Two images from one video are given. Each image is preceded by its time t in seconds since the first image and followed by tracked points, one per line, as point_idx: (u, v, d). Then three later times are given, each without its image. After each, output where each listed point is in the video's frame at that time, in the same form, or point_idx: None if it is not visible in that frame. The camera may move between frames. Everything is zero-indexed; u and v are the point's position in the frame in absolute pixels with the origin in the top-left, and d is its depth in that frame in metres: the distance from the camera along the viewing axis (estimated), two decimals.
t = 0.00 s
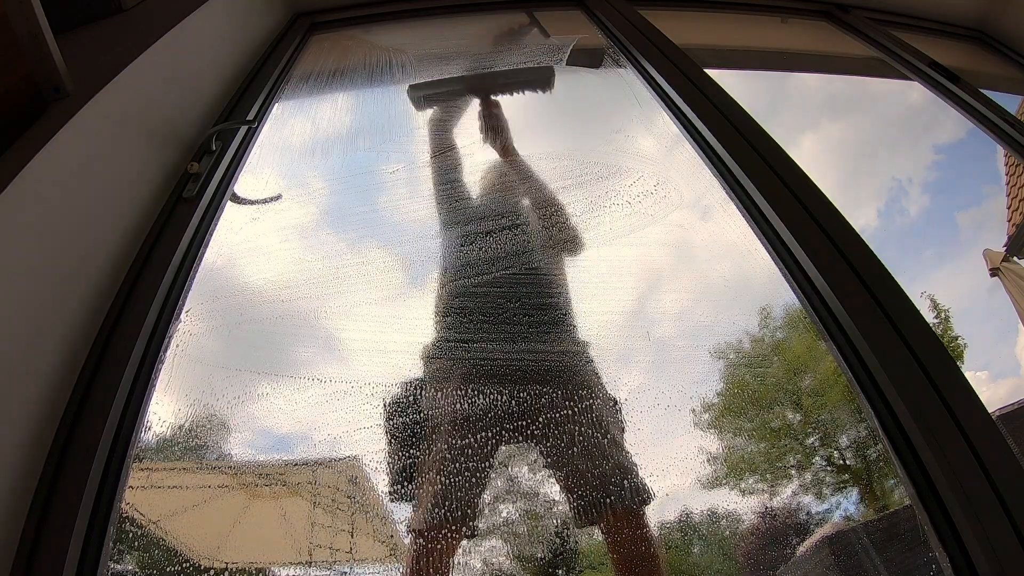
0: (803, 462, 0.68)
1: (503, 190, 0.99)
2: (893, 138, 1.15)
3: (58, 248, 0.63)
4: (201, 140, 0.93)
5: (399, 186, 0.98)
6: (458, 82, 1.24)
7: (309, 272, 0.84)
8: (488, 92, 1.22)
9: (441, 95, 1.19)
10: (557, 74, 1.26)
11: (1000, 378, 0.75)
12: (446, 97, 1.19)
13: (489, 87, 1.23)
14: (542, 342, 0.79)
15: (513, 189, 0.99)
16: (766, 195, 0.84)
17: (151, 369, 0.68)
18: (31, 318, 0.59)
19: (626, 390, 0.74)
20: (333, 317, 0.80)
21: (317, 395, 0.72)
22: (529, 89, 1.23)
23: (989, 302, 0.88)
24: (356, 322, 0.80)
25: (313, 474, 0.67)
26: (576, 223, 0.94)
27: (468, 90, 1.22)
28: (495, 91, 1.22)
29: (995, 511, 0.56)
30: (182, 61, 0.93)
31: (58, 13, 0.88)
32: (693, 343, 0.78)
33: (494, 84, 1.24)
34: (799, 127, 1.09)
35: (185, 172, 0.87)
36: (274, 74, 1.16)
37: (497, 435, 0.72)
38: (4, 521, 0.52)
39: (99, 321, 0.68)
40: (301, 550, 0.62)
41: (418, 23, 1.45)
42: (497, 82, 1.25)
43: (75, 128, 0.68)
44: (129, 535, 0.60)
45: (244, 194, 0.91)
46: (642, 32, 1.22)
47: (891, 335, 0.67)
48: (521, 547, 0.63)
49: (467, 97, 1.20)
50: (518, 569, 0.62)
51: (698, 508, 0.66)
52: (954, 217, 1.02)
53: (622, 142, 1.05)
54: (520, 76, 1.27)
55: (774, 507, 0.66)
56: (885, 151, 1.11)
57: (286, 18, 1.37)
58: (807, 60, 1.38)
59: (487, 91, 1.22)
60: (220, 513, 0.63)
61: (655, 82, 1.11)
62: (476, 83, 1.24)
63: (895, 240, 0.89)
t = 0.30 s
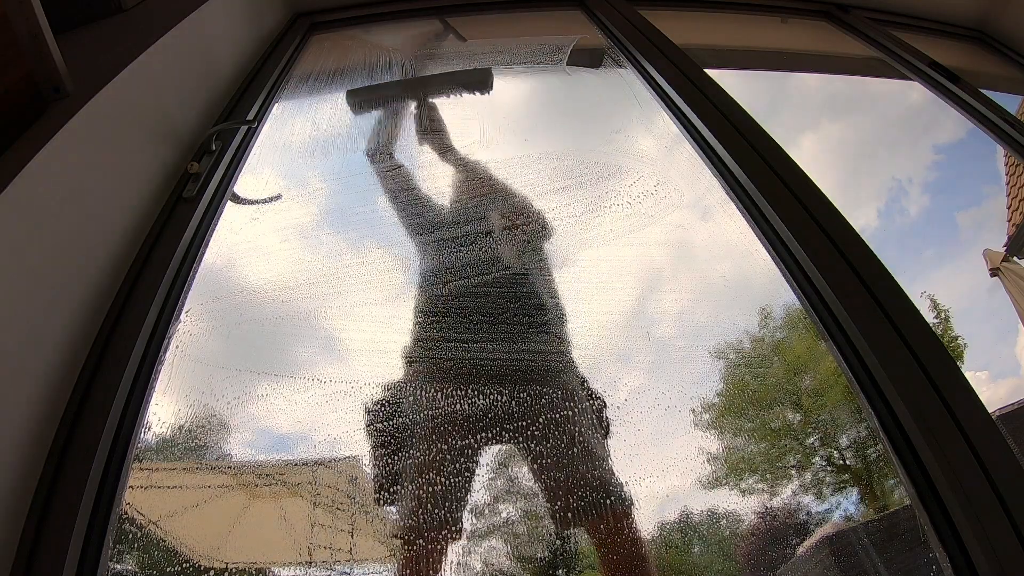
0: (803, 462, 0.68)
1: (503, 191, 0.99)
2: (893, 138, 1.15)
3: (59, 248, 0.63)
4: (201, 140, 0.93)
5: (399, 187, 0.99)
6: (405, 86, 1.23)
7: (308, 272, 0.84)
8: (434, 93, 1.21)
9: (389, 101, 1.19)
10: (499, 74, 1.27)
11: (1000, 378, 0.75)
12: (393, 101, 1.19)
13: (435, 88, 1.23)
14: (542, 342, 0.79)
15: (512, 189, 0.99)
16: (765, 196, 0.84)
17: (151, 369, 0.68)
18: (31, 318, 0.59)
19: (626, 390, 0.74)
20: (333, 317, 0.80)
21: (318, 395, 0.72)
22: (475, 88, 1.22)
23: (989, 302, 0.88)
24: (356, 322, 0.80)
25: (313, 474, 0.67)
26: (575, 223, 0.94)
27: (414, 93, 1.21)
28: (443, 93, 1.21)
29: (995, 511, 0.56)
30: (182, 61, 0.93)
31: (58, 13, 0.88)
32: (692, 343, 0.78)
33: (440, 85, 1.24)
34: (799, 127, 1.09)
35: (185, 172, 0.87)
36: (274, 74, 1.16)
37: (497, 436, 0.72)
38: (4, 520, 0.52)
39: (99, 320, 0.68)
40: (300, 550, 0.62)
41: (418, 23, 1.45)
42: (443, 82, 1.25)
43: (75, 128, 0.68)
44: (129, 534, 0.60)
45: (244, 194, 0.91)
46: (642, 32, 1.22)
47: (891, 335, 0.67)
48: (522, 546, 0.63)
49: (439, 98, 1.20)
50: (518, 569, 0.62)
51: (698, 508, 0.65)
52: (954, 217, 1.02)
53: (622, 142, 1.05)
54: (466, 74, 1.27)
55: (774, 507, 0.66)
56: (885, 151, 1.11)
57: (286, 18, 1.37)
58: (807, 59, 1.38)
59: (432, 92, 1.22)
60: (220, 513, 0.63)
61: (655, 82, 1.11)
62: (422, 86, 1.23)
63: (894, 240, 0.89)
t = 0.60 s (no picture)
0: (803, 462, 0.68)
1: (503, 191, 1.00)
2: (893, 138, 1.15)
3: (59, 248, 0.63)
4: (201, 140, 0.93)
5: (399, 188, 0.99)
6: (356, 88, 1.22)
7: (308, 272, 0.84)
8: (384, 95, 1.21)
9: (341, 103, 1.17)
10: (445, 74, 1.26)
11: (1000, 378, 0.75)
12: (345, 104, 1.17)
13: (385, 90, 1.22)
14: (541, 342, 0.80)
15: (512, 189, 1.00)
16: (765, 195, 0.84)
17: (151, 369, 0.68)
18: (31, 318, 0.59)
19: (626, 390, 0.74)
20: (333, 318, 0.80)
21: (318, 395, 0.72)
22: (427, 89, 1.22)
23: (989, 302, 0.88)
24: (356, 322, 0.80)
25: (314, 474, 0.67)
26: (575, 223, 0.94)
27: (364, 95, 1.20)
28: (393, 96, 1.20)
29: (995, 511, 0.56)
30: (181, 61, 0.93)
31: (59, 13, 0.88)
32: (693, 343, 0.78)
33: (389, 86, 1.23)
34: (799, 127, 1.09)
35: (185, 172, 0.87)
36: (274, 74, 1.16)
37: (497, 436, 0.72)
38: (4, 520, 0.52)
39: (99, 320, 0.68)
40: (301, 550, 0.62)
41: (417, 22, 1.45)
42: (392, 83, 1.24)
43: (75, 128, 0.68)
44: (129, 534, 0.60)
45: (244, 194, 0.91)
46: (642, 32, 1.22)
47: (891, 335, 0.67)
48: (521, 546, 0.63)
49: (428, 97, 1.20)
50: (518, 569, 0.62)
51: (698, 508, 0.65)
52: (954, 217, 1.02)
53: (622, 142, 1.05)
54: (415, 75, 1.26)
55: (773, 507, 0.66)
56: (885, 151, 1.11)
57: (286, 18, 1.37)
58: (807, 59, 1.38)
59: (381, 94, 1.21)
60: (220, 513, 0.63)
61: (654, 82, 1.11)
62: (372, 88, 1.22)
63: (894, 240, 0.89)
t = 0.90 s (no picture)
0: (803, 462, 0.68)
1: (503, 191, 1.00)
2: (893, 138, 1.15)
3: (59, 248, 0.63)
4: (201, 140, 0.93)
5: (399, 188, 1.00)
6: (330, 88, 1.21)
7: (308, 272, 0.84)
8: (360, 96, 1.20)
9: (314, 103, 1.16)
10: (424, 74, 1.26)
11: (1000, 378, 0.75)
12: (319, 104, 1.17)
13: (360, 91, 1.22)
14: (541, 342, 0.80)
15: (512, 189, 1.00)
16: (765, 195, 0.84)
17: (151, 369, 0.68)
18: (31, 318, 0.59)
19: (626, 391, 0.74)
20: (333, 317, 0.80)
21: (318, 395, 0.72)
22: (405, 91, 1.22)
23: (989, 302, 0.88)
24: (356, 323, 0.80)
25: (314, 474, 0.67)
26: (575, 223, 0.94)
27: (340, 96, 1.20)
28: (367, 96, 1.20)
29: (995, 512, 0.56)
30: (181, 61, 0.93)
31: (59, 13, 0.89)
32: (693, 344, 0.78)
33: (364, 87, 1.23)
34: (799, 127, 1.09)
35: (185, 172, 0.87)
36: (274, 74, 1.16)
37: (497, 436, 0.72)
38: (4, 520, 0.52)
39: (99, 321, 0.68)
40: (301, 550, 0.62)
41: (417, 22, 1.45)
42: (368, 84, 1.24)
43: (75, 128, 0.68)
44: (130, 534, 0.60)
45: (245, 194, 0.92)
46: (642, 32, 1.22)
47: (891, 335, 0.67)
48: (521, 546, 0.63)
49: (427, 96, 1.20)
50: (518, 568, 0.62)
51: (698, 507, 0.65)
52: (954, 217, 1.02)
53: (622, 143, 1.05)
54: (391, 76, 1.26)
55: (774, 507, 0.66)
56: (884, 151, 1.11)
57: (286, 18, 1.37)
58: (807, 59, 1.38)
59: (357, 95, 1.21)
60: (221, 513, 0.63)
61: (654, 81, 1.11)
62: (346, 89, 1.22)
63: (894, 240, 0.89)
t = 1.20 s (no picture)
0: (803, 462, 0.68)
1: (502, 191, 1.00)
2: (893, 138, 1.15)
3: (59, 248, 0.63)
4: (201, 140, 0.93)
5: (399, 188, 0.99)
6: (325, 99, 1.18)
7: (307, 272, 0.84)
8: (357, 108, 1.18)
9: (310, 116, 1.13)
10: (420, 75, 1.27)
11: (1000, 378, 0.75)
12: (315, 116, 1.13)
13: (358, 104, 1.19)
14: (540, 343, 0.80)
15: (512, 189, 1.00)
16: (765, 195, 0.84)
17: (151, 369, 0.67)
18: (31, 318, 0.58)
19: (625, 390, 0.74)
20: (333, 317, 0.80)
21: (318, 395, 0.72)
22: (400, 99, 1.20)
23: (989, 302, 0.88)
24: (355, 323, 0.80)
25: (314, 474, 0.67)
26: (575, 223, 0.94)
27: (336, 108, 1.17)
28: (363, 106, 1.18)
29: (995, 511, 0.56)
30: (181, 61, 0.93)
31: (59, 13, 0.88)
32: (693, 343, 0.78)
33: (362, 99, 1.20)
34: (799, 127, 1.09)
35: (185, 172, 0.87)
36: (274, 75, 1.16)
37: (497, 436, 0.72)
38: (4, 520, 0.52)
39: (100, 321, 0.68)
40: (301, 550, 0.62)
41: (417, 22, 1.45)
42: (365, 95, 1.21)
43: (74, 128, 0.68)
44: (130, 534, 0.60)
45: (245, 194, 0.92)
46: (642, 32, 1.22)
47: (891, 335, 0.67)
48: (521, 546, 0.63)
49: (427, 96, 1.20)
50: (518, 568, 0.62)
51: (698, 507, 0.65)
52: (954, 217, 1.02)
53: (622, 143, 1.05)
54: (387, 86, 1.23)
55: (774, 507, 0.66)
56: (885, 151, 1.11)
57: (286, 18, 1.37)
58: (807, 59, 1.38)
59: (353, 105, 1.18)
60: (221, 513, 0.63)
61: (654, 81, 1.11)
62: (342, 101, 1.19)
63: (893, 240, 0.89)
